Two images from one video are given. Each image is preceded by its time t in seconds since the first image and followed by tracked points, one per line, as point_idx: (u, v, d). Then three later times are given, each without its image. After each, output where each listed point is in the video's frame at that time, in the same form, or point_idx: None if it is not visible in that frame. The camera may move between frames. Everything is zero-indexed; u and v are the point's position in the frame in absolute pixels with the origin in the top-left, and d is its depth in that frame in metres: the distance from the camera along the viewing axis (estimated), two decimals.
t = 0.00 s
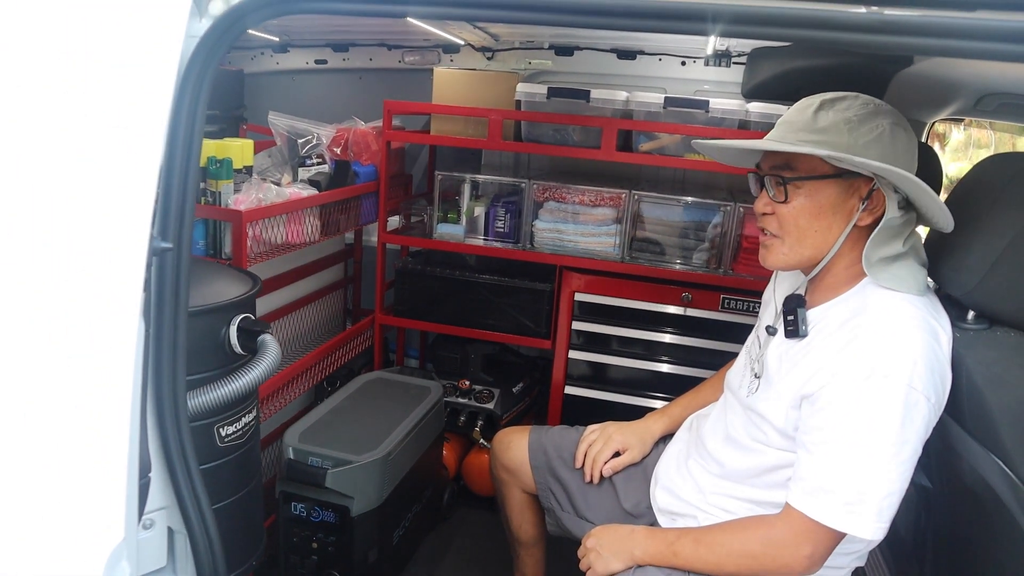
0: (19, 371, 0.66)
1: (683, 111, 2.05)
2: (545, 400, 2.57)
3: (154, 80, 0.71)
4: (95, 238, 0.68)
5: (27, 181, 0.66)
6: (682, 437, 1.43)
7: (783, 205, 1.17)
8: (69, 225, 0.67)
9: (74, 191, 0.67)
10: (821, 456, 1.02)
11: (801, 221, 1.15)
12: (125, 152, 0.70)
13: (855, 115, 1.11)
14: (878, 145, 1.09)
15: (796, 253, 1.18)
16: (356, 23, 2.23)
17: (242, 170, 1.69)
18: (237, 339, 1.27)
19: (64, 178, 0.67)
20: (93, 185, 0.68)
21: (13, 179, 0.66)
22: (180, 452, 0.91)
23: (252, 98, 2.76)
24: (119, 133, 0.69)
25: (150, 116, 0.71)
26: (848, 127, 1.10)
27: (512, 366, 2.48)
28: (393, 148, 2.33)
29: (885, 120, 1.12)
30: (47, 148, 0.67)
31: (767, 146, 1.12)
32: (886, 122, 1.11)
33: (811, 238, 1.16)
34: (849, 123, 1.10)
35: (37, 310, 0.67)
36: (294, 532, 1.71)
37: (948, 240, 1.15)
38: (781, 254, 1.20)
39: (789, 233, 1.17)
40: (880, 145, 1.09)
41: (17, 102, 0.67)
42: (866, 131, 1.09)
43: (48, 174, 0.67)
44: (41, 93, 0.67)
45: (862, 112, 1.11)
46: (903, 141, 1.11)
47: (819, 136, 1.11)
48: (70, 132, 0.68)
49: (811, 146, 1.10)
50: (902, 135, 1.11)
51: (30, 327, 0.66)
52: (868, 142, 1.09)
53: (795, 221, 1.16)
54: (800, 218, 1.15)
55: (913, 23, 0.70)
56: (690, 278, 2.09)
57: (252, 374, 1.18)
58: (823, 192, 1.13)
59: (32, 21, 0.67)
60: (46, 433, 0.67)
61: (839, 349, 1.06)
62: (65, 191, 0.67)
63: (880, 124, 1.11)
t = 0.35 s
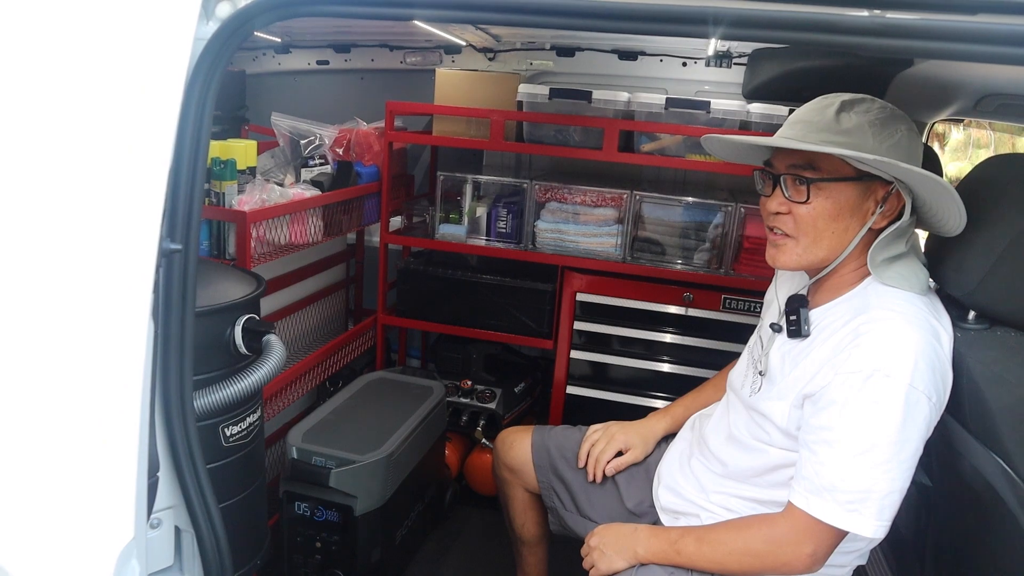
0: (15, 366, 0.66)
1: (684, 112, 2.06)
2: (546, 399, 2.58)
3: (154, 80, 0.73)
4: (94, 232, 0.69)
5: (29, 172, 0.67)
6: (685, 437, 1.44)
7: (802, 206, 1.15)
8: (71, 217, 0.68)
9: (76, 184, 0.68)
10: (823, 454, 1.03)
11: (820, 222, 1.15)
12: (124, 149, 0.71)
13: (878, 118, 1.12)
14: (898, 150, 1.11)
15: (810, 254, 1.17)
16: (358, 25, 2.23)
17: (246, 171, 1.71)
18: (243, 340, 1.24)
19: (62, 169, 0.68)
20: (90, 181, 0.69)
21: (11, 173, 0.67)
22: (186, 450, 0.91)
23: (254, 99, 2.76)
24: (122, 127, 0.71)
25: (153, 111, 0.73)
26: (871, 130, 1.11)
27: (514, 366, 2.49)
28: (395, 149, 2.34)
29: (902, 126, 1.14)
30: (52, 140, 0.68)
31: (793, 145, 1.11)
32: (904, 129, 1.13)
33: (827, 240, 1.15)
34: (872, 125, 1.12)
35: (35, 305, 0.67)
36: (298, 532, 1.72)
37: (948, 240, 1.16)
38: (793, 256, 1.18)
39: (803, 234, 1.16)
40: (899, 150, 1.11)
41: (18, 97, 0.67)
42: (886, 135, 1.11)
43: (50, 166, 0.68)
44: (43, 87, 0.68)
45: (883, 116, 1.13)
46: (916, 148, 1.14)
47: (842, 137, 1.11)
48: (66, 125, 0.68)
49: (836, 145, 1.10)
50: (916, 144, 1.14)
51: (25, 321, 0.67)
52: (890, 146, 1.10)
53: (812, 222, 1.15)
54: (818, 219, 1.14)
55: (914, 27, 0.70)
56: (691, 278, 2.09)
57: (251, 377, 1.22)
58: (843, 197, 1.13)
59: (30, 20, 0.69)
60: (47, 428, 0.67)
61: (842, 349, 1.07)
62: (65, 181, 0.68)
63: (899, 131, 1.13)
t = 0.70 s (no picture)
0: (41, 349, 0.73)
1: (684, 114, 2.08)
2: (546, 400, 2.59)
3: (154, 81, 0.75)
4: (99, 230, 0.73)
5: (44, 172, 0.73)
6: (684, 437, 1.45)
7: (810, 209, 1.16)
8: (81, 215, 0.73)
9: (82, 180, 0.73)
10: (820, 455, 1.04)
11: (827, 227, 1.15)
12: (126, 150, 0.74)
13: (884, 124, 1.14)
14: (903, 156, 1.13)
15: (815, 257, 1.17)
16: (359, 29, 2.25)
17: (248, 173, 1.72)
18: (247, 342, 1.25)
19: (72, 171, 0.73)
20: (97, 182, 0.73)
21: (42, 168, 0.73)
22: (191, 450, 0.92)
23: (255, 101, 2.78)
24: (123, 130, 0.74)
25: (152, 112, 0.75)
26: (879, 135, 1.13)
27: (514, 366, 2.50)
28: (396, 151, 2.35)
29: (905, 133, 1.16)
30: (61, 144, 0.73)
31: (807, 147, 1.11)
32: (907, 136, 1.16)
33: (832, 245, 1.16)
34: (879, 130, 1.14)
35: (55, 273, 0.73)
36: (299, 531, 1.73)
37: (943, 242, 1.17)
38: (797, 260, 1.19)
39: (809, 237, 1.17)
40: (904, 158, 1.13)
41: (33, 104, 0.73)
42: (892, 140, 1.13)
43: (62, 167, 0.73)
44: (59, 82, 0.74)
45: (888, 122, 1.15)
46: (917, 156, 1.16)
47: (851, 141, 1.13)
48: (74, 130, 0.73)
49: (847, 148, 1.11)
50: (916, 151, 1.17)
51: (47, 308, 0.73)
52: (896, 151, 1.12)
53: (819, 226, 1.15)
54: (825, 224, 1.15)
55: (907, 34, 0.72)
56: (691, 279, 2.11)
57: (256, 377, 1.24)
58: (849, 203, 1.14)
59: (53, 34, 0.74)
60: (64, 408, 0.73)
61: (840, 350, 1.08)
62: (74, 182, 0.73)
63: (903, 137, 1.15)
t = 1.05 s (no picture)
0: (59, 335, 0.80)
1: (682, 115, 2.08)
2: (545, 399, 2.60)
3: (152, 81, 0.80)
4: (104, 221, 0.80)
5: (64, 171, 0.81)
6: (680, 435, 1.47)
7: (802, 211, 1.17)
8: (93, 207, 0.80)
9: (91, 181, 0.80)
10: (815, 453, 1.05)
11: (819, 229, 1.16)
12: (128, 147, 0.80)
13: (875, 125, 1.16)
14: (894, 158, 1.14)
15: (809, 258, 1.18)
16: (357, 31, 2.26)
17: (248, 173, 1.73)
18: (246, 341, 1.25)
19: (86, 167, 0.80)
20: (104, 177, 0.80)
21: (62, 172, 0.81)
22: (192, 448, 0.93)
23: (256, 101, 2.79)
24: (126, 127, 0.80)
25: (150, 109, 0.80)
26: (868, 135, 1.14)
27: (513, 365, 2.51)
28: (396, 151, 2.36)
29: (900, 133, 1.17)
30: (76, 143, 0.81)
31: (797, 150, 1.12)
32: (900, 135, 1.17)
33: (825, 246, 1.17)
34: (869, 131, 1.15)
35: (71, 266, 0.80)
36: (298, 529, 1.74)
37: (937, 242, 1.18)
38: (791, 260, 1.20)
39: (801, 239, 1.18)
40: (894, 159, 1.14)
41: (54, 108, 0.82)
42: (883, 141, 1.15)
43: (76, 164, 0.81)
44: (72, 95, 0.82)
45: (880, 122, 1.16)
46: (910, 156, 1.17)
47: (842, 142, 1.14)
48: (87, 130, 0.81)
49: (834, 150, 1.13)
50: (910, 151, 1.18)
51: (64, 292, 0.80)
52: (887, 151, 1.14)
53: (811, 228, 1.17)
54: (816, 226, 1.16)
55: (898, 36, 0.73)
56: (688, 279, 2.12)
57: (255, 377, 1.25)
58: (842, 205, 1.15)
59: (69, 49, 0.82)
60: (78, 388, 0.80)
61: (835, 350, 1.09)
62: (87, 177, 0.80)
63: (896, 137, 1.16)
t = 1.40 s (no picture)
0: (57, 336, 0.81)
1: (679, 115, 2.08)
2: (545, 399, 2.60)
3: (153, 81, 0.80)
4: (101, 223, 0.80)
5: (64, 173, 0.81)
6: (676, 436, 1.47)
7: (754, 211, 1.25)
8: (91, 209, 0.80)
9: (89, 183, 0.80)
10: (809, 456, 1.05)
11: (765, 228, 1.24)
12: (128, 149, 0.80)
13: (808, 130, 1.15)
14: (826, 159, 1.12)
15: (767, 254, 1.25)
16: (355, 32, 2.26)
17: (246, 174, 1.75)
18: (241, 340, 1.25)
19: (86, 168, 0.80)
20: (103, 179, 0.80)
21: (60, 173, 0.81)
22: (187, 448, 0.93)
23: (255, 102, 2.79)
24: (125, 129, 0.80)
25: (149, 108, 0.79)
26: (795, 144, 1.16)
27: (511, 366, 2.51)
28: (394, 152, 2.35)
29: (847, 132, 1.13)
30: (76, 145, 0.81)
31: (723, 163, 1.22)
32: (843, 135, 1.12)
33: (778, 242, 1.23)
34: (800, 138, 1.16)
35: (67, 267, 0.80)
36: (296, 529, 1.74)
37: (934, 241, 1.18)
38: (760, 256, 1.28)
39: (758, 236, 1.26)
40: (828, 160, 1.12)
41: (58, 110, 0.82)
42: (813, 146, 1.14)
43: (75, 166, 0.81)
44: (70, 95, 0.81)
45: (819, 125, 1.15)
46: (862, 152, 1.12)
47: (776, 150, 1.18)
48: (90, 131, 0.80)
49: (761, 160, 1.19)
50: (859, 148, 1.12)
51: (63, 293, 0.81)
52: (811, 158, 1.13)
53: (761, 226, 1.24)
54: (761, 224, 1.24)
55: (889, 38, 0.73)
56: (686, 280, 2.12)
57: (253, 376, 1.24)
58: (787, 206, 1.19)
59: (66, 50, 0.82)
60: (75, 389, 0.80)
61: (829, 352, 1.09)
62: (87, 179, 0.80)
63: (833, 138, 1.12)
